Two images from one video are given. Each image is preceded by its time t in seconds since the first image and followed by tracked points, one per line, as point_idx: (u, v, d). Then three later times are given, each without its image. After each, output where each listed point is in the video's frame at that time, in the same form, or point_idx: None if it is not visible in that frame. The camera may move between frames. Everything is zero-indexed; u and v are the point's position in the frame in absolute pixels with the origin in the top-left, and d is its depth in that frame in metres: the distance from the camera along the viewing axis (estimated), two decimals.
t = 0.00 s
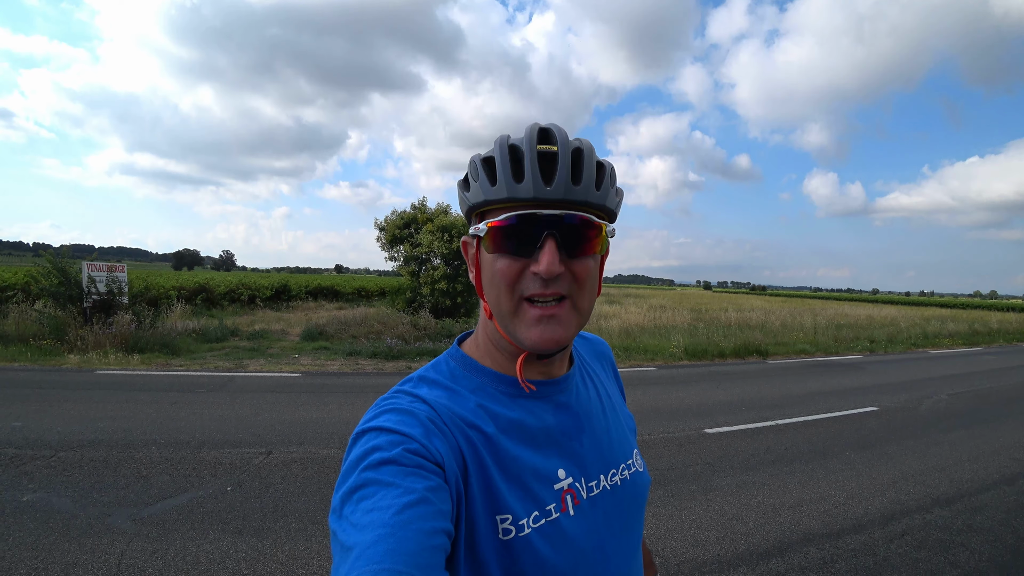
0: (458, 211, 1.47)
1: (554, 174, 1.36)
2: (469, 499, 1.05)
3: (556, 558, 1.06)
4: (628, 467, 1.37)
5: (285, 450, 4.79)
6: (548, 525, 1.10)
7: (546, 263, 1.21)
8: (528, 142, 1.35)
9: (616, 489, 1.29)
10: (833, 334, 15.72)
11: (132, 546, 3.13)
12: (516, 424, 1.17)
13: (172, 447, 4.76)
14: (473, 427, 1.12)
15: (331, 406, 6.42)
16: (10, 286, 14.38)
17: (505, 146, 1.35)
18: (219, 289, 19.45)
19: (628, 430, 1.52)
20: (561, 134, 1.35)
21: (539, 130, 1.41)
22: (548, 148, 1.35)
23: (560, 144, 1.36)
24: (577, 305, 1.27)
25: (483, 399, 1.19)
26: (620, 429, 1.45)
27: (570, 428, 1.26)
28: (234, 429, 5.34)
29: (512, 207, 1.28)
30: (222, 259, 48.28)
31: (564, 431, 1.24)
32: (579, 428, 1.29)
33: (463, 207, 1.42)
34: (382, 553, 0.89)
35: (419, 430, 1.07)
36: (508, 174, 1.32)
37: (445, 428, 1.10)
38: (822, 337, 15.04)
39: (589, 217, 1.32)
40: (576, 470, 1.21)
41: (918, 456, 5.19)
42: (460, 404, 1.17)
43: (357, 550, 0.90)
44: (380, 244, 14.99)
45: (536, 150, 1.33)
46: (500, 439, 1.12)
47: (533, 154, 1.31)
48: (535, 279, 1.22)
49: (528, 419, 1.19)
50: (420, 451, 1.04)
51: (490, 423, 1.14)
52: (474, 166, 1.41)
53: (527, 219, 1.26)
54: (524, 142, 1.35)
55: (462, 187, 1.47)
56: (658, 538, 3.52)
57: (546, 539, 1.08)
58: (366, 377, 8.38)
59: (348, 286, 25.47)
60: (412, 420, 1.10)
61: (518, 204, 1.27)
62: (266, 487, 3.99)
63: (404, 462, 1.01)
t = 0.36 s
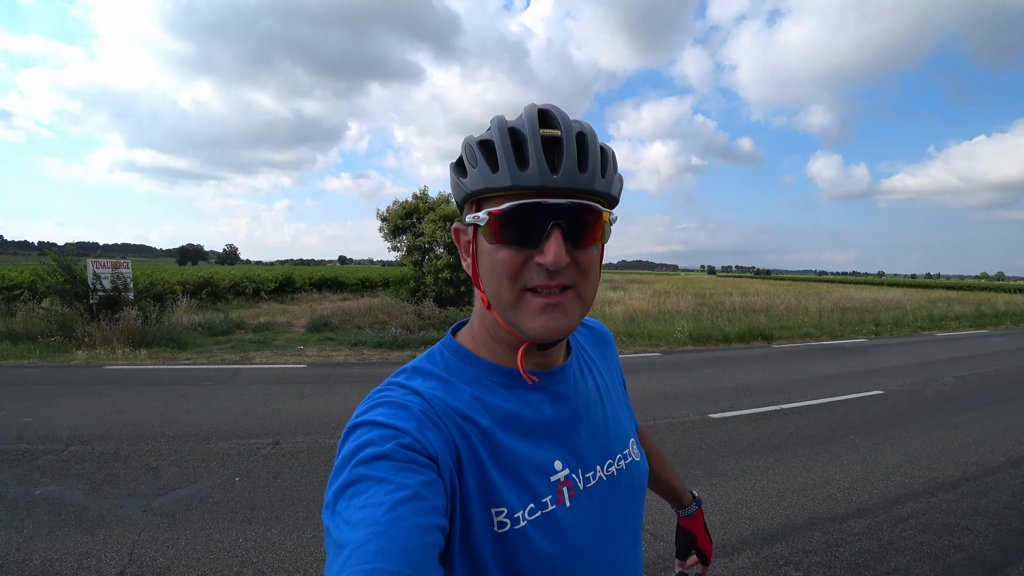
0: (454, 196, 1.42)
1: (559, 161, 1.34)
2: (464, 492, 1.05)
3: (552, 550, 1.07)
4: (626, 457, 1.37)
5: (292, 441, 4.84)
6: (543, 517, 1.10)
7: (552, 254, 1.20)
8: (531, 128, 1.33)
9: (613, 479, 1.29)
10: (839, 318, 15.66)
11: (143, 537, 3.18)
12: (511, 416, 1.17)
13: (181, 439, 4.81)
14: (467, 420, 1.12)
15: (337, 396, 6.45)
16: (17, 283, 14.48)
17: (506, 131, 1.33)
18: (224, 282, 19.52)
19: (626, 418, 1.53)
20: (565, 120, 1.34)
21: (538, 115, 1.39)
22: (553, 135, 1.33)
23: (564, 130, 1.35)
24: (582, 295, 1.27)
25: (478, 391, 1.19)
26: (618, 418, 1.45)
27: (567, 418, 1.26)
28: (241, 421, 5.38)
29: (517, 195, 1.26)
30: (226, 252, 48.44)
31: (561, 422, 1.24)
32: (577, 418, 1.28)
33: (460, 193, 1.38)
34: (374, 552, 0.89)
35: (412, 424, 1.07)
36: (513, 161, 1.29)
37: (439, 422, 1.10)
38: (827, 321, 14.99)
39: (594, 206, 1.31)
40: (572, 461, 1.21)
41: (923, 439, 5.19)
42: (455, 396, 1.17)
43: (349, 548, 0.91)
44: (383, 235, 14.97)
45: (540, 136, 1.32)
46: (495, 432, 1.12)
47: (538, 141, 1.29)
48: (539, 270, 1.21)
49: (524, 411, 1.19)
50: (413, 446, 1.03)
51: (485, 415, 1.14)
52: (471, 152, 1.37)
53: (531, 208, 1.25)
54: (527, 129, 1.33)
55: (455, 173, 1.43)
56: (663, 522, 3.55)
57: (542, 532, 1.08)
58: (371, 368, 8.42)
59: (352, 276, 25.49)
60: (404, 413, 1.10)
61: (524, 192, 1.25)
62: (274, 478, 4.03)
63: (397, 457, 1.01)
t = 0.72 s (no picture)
0: (450, 182, 1.42)
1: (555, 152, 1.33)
2: (453, 483, 1.07)
3: (541, 541, 1.08)
4: (619, 447, 1.37)
5: (297, 428, 4.88)
6: (534, 508, 1.11)
7: (542, 243, 1.20)
8: (529, 119, 1.32)
9: (604, 469, 1.29)
10: (846, 309, 15.55)
11: (151, 522, 3.23)
12: (501, 408, 1.17)
13: (188, 426, 4.88)
14: (457, 411, 1.13)
15: (343, 384, 6.50)
16: (28, 271, 14.63)
17: (504, 120, 1.32)
18: (231, 270, 19.63)
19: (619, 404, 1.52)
20: (562, 112, 1.34)
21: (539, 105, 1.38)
22: (550, 125, 1.33)
23: (561, 122, 1.34)
24: (571, 287, 1.26)
25: (468, 382, 1.20)
26: (611, 407, 1.45)
27: (558, 409, 1.26)
28: (248, 408, 5.44)
29: (511, 182, 1.26)
30: (234, 241, 48.72)
31: (552, 412, 1.24)
32: (568, 408, 1.28)
33: (455, 179, 1.38)
34: (364, 546, 0.90)
35: (401, 416, 1.08)
36: (509, 148, 1.28)
37: (428, 414, 1.10)
38: (835, 312, 14.89)
39: (588, 200, 1.30)
40: (563, 452, 1.21)
41: (928, 433, 5.16)
42: (444, 387, 1.18)
43: (340, 541, 0.91)
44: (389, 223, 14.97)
45: (538, 126, 1.31)
46: (484, 423, 1.13)
47: (535, 130, 1.28)
48: (528, 259, 1.21)
49: (514, 402, 1.19)
50: (402, 439, 1.04)
51: (475, 407, 1.15)
52: (469, 137, 1.37)
53: (524, 196, 1.25)
54: (526, 119, 1.32)
55: (453, 158, 1.43)
56: (665, 513, 3.56)
57: (531, 522, 1.10)
58: (376, 355, 8.47)
59: (359, 265, 25.56)
60: (394, 406, 1.10)
61: (517, 180, 1.25)
62: (279, 465, 4.07)
63: (387, 450, 1.02)
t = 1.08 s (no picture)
0: (454, 166, 1.42)
1: (558, 136, 1.33)
2: (449, 470, 1.07)
3: (534, 527, 1.09)
4: (615, 434, 1.37)
5: (307, 418, 4.94)
6: (528, 495, 1.12)
7: (542, 225, 1.19)
8: (534, 102, 1.32)
9: (600, 457, 1.29)
10: (858, 299, 15.38)
11: (164, 510, 3.30)
12: (496, 395, 1.18)
13: (200, 416, 4.95)
14: (452, 398, 1.14)
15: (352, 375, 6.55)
16: (43, 265, 14.86)
17: (509, 103, 1.32)
18: (242, 263, 19.80)
19: (615, 390, 1.46)
20: (567, 98, 1.34)
21: (544, 92, 1.39)
22: (554, 110, 1.33)
23: (565, 107, 1.34)
24: (570, 272, 1.25)
25: (463, 369, 1.21)
26: (611, 393, 1.44)
27: (554, 396, 1.27)
28: (259, 398, 5.51)
29: (513, 164, 1.26)
30: (244, 233, 49.08)
31: (547, 399, 1.25)
32: (564, 396, 1.28)
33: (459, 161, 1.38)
34: (362, 530, 0.89)
35: (398, 403, 1.09)
36: (513, 130, 1.29)
37: (424, 401, 1.11)
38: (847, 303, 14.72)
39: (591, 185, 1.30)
40: (559, 440, 1.21)
41: (940, 424, 5.11)
42: (440, 374, 1.19)
43: (337, 526, 0.90)
44: (398, 214, 14.99)
45: (542, 110, 1.31)
46: (479, 411, 1.14)
47: (539, 113, 1.28)
48: (528, 241, 1.21)
49: (509, 390, 1.20)
50: (399, 425, 1.05)
51: (470, 394, 1.16)
52: (474, 121, 1.37)
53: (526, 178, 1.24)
54: (530, 102, 1.32)
55: (458, 141, 1.43)
56: (671, 503, 3.56)
57: (525, 509, 1.11)
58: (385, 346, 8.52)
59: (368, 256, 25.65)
60: (391, 393, 1.12)
61: (520, 162, 1.25)
62: (289, 454, 4.12)
63: (384, 436, 1.02)
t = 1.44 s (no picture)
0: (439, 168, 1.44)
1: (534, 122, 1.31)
2: (461, 455, 1.09)
3: (545, 513, 1.12)
4: (626, 422, 1.38)
5: (315, 414, 4.98)
6: (540, 481, 1.14)
7: (530, 219, 1.21)
8: (503, 92, 1.31)
9: (611, 444, 1.31)
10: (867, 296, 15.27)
11: (175, 504, 3.34)
12: (507, 383, 1.19)
13: (210, 413, 5.01)
14: (464, 385, 1.15)
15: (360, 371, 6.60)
16: (55, 265, 15.04)
17: (479, 98, 1.32)
18: (250, 262, 19.95)
19: (626, 376, 1.46)
20: (537, 81, 1.31)
21: (513, 76, 1.36)
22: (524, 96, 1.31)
23: (537, 91, 1.31)
24: (568, 258, 1.26)
25: (474, 356, 1.22)
26: (623, 380, 1.45)
27: (565, 383, 1.28)
28: (268, 395, 5.56)
29: (489, 161, 1.26)
30: (253, 232, 49.43)
31: (558, 387, 1.26)
32: (575, 384, 1.29)
33: (442, 164, 1.40)
34: (374, 514, 0.90)
35: (410, 390, 1.11)
36: (483, 127, 1.28)
37: (436, 388, 1.13)
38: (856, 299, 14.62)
39: (573, 167, 1.29)
40: (570, 427, 1.23)
41: (950, 420, 5.07)
42: (451, 361, 1.21)
43: (351, 510, 0.93)
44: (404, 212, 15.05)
45: (511, 99, 1.29)
46: (491, 398, 1.15)
47: (507, 104, 1.27)
48: (520, 236, 1.23)
49: (520, 377, 1.21)
50: (412, 411, 1.07)
51: (482, 381, 1.17)
52: (449, 121, 1.37)
53: (507, 172, 1.24)
54: (500, 93, 1.31)
55: (438, 144, 1.44)
56: (678, 499, 3.56)
57: (536, 494, 1.13)
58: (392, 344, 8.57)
59: (375, 254, 25.75)
60: (403, 380, 1.13)
61: (495, 159, 1.25)
62: (298, 450, 4.16)
63: (396, 422, 1.04)
